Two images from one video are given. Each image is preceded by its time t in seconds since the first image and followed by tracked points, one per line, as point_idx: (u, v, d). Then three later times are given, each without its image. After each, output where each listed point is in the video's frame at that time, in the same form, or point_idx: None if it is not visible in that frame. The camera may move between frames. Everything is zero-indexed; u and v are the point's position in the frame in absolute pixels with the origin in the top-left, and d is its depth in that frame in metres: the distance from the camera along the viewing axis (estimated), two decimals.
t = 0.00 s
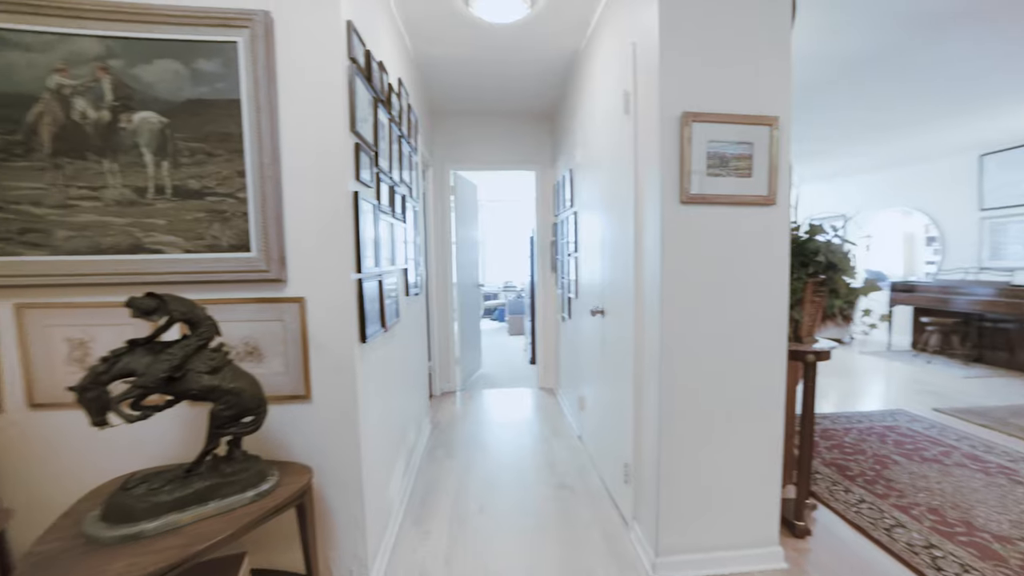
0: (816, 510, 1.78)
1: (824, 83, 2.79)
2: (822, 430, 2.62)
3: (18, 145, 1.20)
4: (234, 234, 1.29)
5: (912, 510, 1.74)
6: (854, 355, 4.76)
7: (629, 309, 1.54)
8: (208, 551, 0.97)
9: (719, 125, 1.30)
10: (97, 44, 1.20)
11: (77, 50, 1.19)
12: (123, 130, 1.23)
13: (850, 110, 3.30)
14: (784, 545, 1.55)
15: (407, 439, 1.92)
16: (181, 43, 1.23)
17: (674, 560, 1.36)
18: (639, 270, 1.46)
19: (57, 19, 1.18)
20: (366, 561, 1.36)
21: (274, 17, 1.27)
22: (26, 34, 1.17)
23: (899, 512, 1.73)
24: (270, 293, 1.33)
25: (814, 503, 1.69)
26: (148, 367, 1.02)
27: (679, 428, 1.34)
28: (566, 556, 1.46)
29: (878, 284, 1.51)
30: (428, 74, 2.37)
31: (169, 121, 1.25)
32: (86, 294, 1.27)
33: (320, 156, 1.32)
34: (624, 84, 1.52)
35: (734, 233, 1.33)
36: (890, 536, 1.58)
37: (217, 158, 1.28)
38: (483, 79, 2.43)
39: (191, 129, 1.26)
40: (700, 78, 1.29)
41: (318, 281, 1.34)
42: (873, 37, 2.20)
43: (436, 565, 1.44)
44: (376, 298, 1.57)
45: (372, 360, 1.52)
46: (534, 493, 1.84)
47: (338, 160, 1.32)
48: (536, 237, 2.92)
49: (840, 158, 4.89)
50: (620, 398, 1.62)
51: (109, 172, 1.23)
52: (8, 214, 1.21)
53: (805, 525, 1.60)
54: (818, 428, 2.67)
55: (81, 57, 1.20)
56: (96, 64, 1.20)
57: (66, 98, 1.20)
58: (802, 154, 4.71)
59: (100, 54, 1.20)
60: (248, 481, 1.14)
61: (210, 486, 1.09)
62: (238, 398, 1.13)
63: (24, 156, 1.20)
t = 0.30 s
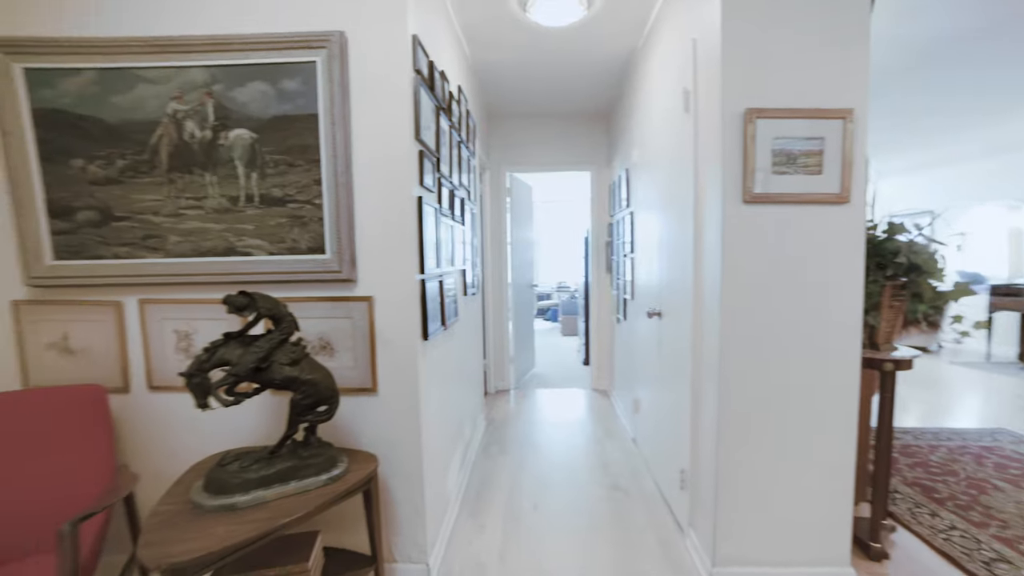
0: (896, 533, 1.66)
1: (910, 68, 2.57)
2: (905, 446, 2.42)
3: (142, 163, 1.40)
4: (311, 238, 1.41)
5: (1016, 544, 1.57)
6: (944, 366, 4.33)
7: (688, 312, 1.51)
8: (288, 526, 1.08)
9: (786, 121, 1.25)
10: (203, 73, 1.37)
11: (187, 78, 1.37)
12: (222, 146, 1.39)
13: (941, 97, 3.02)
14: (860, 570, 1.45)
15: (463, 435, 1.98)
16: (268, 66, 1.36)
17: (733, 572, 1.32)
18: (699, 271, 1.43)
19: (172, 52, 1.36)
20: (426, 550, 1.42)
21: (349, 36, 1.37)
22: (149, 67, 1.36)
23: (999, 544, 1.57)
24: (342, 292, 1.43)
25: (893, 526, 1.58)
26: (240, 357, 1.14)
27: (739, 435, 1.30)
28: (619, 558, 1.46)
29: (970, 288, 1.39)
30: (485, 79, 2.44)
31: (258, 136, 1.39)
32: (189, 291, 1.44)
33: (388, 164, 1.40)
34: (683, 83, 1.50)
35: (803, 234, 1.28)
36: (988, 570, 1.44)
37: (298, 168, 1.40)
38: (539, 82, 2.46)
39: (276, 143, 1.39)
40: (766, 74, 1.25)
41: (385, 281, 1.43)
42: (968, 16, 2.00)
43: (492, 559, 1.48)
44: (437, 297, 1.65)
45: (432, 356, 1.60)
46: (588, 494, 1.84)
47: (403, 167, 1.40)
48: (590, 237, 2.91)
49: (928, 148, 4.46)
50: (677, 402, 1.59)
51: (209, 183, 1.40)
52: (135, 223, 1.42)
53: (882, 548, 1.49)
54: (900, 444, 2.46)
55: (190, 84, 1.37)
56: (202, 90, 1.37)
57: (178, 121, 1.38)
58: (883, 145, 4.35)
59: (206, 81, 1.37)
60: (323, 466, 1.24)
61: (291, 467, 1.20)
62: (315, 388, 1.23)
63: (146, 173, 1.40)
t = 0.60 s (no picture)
0: (967, 557, 1.53)
1: (989, 51, 2.35)
2: (982, 464, 2.22)
3: (212, 172, 1.54)
4: (360, 239, 1.49)
5: None
6: None
7: (732, 313, 1.47)
8: (337, 509, 1.16)
9: (839, 113, 1.19)
10: (264, 87, 1.48)
11: (251, 93, 1.49)
12: (280, 155, 1.50)
13: None
14: None
15: (503, 432, 2.02)
16: (322, 78, 1.45)
17: None
18: (743, 272, 1.39)
19: (238, 70, 1.48)
20: (464, 541, 1.47)
21: (395, 47, 1.43)
22: (219, 85, 1.50)
23: None
24: (388, 291, 1.51)
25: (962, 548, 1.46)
26: (294, 351, 1.24)
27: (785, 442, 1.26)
28: (657, 562, 1.44)
29: None
30: (527, 81, 2.47)
31: (312, 144, 1.49)
32: (251, 289, 1.56)
33: (431, 168, 1.46)
34: (728, 77, 1.46)
35: (857, 233, 1.21)
36: None
37: (348, 174, 1.48)
38: (581, 82, 2.46)
39: (328, 150, 1.48)
40: (816, 65, 1.20)
41: (428, 280, 1.49)
42: None
43: (529, 554, 1.51)
44: (477, 296, 1.69)
45: (473, 354, 1.64)
46: (626, 496, 1.83)
47: (445, 170, 1.45)
48: (633, 237, 2.87)
49: (1015, 137, 4.06)
50: (720, 405, 1.55)
51: (270, 190, 1.52)
52: (206, 227, 1.56)
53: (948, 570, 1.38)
54: (976, 461, 2.26)
55: (253, 99, 1.49)
56: (264, 104, 1.49)
57: (243, 133, 1.51)
58: (960, 135, 4.00)
59: (267, 95, 1.48)
60: (368, 455, 1.32)
61: (339, 455, 1.29)
62: (361, 382, 1.30)
63: (216, 181, 1.54)
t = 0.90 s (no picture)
0: None
1: None
2: None
3: (264, 179, 1.66)
4: (395, 240, 1.57)
5: None
6: None
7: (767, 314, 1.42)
8: (370, 495, 1.23)
9: (882, 105, 1.13)
10: (309, 98, 1.58)
11: (298, 105, 1.60)
12: (324, 162, 1.60)
13: None
14: None
15: (534, 429, 2.05)
16: (361, 88, 1.53)
17: None
18: (778, 271, 1.34)
19: (287, 84, 1.59)
20: (492, 534, 1.51)
21: (430, 57, 1.50)
22: (271, 98, 1.62)
23: None
24: (422, 290, 1.57)
25: None
26: (333, 345, 1.33)
27: (821, 449, 1.21)
28: (686, 566, 1.43)
29: None
30: (562, 83, 2.48)
31: (352, 151, 1.57)
32: (297, 287, 1.67)
33: (462, 171, 1.51)
34: (764, 71, 1.42)
35: (901, 231, 1.14)
36: None
37: (385, 178, 1.56)
38: (616, 81, 2.44)
39: (367, 156, 1.56)
40: (857, 56, 1.14)
41: (459, 280, 1.54)
42: None
43: (555, 551, 1.53)
44: (508, 295, 1.73)
45: (503, 352, 1.68)
46: (657, 499, 1.81)
47: (476, 173, 1.50)
48: (671, 237, 2.82)
49: None
50: (755, 409, 1.51)
51: (314, 194, 1.62)
52: (258, 229, 1.69)
53: None
54: None
55: (300, 110, 1.60)
56: (309, 114, 1.59)
57: (291, 142, 1.62)
58: None
59: (312, 106, 1.59)
60: (400, 445, 1.39)
61: (374, 444, 1.36)
62: (394, 375, 1.38)
63: (267, 187, 1.67)
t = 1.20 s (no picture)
0: None
1: None
2: None
3: (305, 184, 1.77)
4: (425, 241, 1.63)
5: None
6: None
7: (799, 315, 1.38)
8: (397, 482, 1.30)
9: (923, 96, 1.08)
10: (347, 107, 1.67)
11: (336, 113, 1.69)
12: (360, 166, 1.69)
13: None
14: None
15: (561, 427, 2.06)
16: (394, 95, 1.61)
17: None
18: (810, 271, 1.30)
19: (326, 93, 1.69)
20: (515, 527, 1.54)
21: (458, 63, 1.55)
22: (312, 108, 1.73)
23: None
24: (451, 288, 1.63)
25: None
26: (366, 339, 1.40)
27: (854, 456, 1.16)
28: (711, 570, 1.41)
29: None
30: (595, 82, 2.48)
31: (386, 155, 1.65)
32: (335, 285, 1.78)
33: (489, 173, 1.55)
34: (798, 64, 1.38)
35: (959, 229, 1.07)
36: None
37: (416, 181, 1.63)
38: (649, 78, 2.41)
39: (399, 160, 1.64)
40: (895, 45, 1.09)
41: (486, 279, 1.58)
42: None
43: (578, 548, 1.54)
44: (535, 294, 1.76)
45: (529, 350, 1.71)
46: (685, 502, 1.79)
47: (502, 175, 1.53)
48: (707, 238, 2.76)
49: None
50: (786, 413, 1.46)
51: (351, 197, 1.72)
52: (300, 231, 1.80)
53: None
54: None
55: (338, 118, 1.69)
56: (346, 122, 1.68)
57: (330, 148, 1.72)
58: None
59: (349, 113, 1.68)
60: (428, 437, 1.45)
61: (402, 435, 1.43)
62: (422, 370, 1.44)
63: (308, 191, 1.78)
